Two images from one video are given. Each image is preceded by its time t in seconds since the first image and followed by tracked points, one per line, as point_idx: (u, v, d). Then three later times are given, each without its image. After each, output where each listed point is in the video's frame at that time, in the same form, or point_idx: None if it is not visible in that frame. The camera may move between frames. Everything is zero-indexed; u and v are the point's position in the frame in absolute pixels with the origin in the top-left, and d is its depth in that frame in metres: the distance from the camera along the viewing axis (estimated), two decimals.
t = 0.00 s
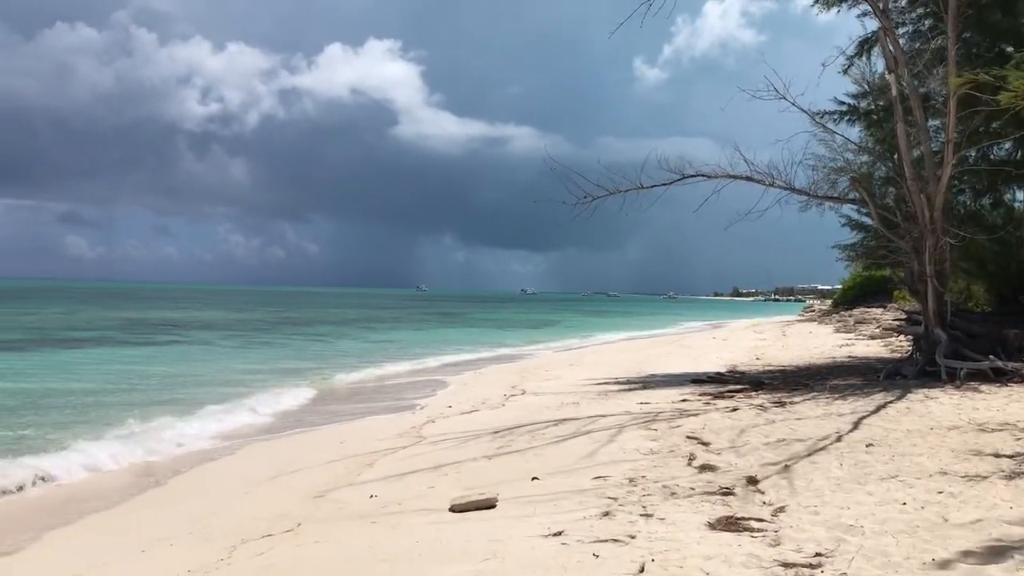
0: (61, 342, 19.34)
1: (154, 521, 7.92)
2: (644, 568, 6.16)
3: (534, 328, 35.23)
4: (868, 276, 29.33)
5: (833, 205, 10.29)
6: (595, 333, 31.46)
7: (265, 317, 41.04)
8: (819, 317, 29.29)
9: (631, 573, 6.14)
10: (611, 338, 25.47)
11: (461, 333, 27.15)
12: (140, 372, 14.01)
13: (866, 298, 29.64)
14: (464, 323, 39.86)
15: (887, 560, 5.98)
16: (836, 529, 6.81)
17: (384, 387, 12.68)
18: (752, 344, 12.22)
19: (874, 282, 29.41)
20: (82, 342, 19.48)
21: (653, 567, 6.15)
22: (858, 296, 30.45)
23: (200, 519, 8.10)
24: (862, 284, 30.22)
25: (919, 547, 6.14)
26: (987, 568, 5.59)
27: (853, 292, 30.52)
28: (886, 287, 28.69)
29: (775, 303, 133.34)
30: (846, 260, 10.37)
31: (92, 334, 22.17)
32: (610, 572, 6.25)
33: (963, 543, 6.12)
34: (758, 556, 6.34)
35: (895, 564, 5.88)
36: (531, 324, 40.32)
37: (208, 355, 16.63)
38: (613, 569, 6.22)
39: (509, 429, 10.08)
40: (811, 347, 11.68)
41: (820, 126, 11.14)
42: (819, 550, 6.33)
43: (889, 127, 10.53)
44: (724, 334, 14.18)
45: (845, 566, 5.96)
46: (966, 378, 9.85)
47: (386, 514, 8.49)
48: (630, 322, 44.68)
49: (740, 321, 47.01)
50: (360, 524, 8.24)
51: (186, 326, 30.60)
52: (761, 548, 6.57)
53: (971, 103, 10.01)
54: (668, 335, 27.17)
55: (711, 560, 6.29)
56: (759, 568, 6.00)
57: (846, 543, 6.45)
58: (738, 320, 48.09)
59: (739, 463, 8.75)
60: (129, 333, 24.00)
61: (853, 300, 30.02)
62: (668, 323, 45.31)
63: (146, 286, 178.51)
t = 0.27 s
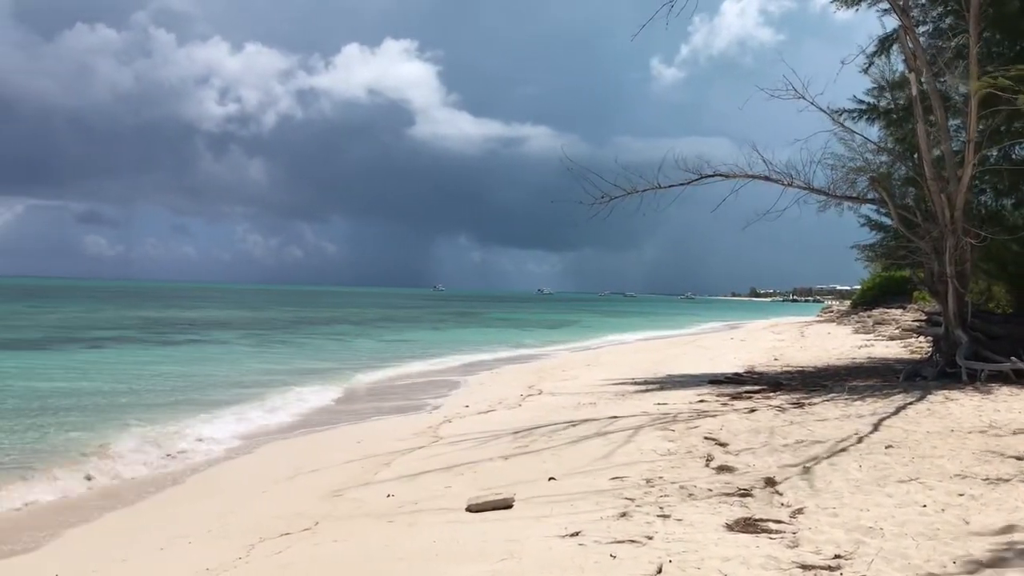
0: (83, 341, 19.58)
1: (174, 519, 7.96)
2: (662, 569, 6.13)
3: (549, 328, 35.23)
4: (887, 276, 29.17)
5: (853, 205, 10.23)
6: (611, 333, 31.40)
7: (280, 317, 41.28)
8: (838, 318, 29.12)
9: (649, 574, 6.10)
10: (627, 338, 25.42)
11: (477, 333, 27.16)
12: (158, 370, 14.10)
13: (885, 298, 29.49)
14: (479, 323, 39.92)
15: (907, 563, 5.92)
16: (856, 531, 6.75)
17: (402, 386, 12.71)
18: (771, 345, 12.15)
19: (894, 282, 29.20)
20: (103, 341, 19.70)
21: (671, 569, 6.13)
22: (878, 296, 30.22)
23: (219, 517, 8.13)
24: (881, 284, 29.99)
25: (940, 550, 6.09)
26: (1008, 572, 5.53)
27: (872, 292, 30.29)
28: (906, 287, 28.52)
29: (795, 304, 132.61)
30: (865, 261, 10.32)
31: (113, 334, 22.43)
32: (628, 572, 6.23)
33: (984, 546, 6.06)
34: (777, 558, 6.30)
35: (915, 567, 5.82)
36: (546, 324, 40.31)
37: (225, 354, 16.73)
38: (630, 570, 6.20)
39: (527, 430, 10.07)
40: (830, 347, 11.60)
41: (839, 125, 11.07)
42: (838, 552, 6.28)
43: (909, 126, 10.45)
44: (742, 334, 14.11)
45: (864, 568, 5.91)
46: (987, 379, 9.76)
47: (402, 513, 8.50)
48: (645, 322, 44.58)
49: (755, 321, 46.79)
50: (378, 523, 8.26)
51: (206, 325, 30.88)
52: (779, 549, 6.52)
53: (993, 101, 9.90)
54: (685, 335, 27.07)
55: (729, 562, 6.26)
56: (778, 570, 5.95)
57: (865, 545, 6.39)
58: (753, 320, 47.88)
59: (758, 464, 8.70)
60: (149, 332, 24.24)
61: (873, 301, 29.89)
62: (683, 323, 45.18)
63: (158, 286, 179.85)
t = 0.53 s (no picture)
0: (104, 342, 19.82)
1: (192, 519, 7.99)
2: (679, 571, 6.10)
3: (564, 329, 35.23)
4: (905, 277, 28.98)
5: (870, 206, 10.19)
6: (626, 334, 31.36)
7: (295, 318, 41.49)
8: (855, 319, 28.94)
9: None
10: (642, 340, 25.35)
11: (492, 334, 27.19)
12: (175, 371, 14.21)
13: (902, 300, 29.31)
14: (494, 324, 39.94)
15: (926, 566, 5.87)
16: (873, 535, 6.69)
17: (418, 387, 12.73)
18: (787, 347, 12.10)
19: (912, 283, 29.00)
20: (122, 342, 19.92)
21: (687, 571, 6.10)
22: (896, 297, 30.02)
23: (237, 517, 8.16)
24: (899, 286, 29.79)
25: (959, 554, 6.04)
26: None
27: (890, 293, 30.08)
28: (925, 289, 28.31)
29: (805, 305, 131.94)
30: (883, 262, 10.28)
31: (134, 335, 22.69)
32: (644, 574, 6.22)
33: (1004, 550, 6.00)
34: (794, 560, 6.25)
35: (934, 571, 5.77)
36: (560, 325, 40.30)
37: (242, 354, 16.84)
38: (646, 572, 6.18)
39: (544, 431, 10.07)
40: (847, 349, 11.55)
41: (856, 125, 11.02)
42: (855, 555, 6.23)
43: (928, 127, 10.38)
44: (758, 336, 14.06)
45: (882, 572, 5.86)
46: (1006, 381, 9.66)
47: (418, 514, 8.52)
48: (659, 323, 44.48)
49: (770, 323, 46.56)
50: (393, 523, 8.27)
51: (224, 326, 31.15)
52: (796, 552, 6.47)
53: (1013, 101, 9.81)
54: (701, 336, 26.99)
55: (746, 564, 6.23)
56: (795, 573, 5.91)
57: (883, 549, 6.34)
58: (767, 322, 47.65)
59: (774, 466, 8.65)
60: (168, 333, 24.46)
61: (890, 302, 29.72)
62: (697, 324, 45.05)
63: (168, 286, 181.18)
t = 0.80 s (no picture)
0: (124, 343, 20.08)
1: (208, 520, 8.01)
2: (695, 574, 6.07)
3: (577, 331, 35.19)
4: (923, 280, 28.77)
5: (887, 208, 10.14)
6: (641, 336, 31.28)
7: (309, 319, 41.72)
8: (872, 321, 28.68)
9: None
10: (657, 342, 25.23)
11: (506, 336, 27.21)
12: (192, 373, 14.31)
13: (920, 302, 29.09)
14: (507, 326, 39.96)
15: (944, 571, 5.81)
16: (890, 539, 6.60)
17: (434, 389, 12.75)
18: (804, 349, 12.04)
19: (930, 286, 28.78)
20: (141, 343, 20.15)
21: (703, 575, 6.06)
22: (913, 298, 29.78)
23: (253, 518, 8.17)
24: (917, 288, 29.53)
25: (977, 559, 5.97)
26: None
27: (908, 295, 29.81)
28: (943, 291, 28.06)
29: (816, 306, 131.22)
30: (900, 264, 10.22)
31: (154, 336, 23.00)
32: None
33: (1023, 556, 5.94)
34: (810, 564, 6.18)
35: None
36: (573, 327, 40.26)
37: (258, 356, 16.97)
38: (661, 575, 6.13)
39: (559, 434, 10.06)
40: (864, 352, 11.49)
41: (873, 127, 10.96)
42: (872, 560, 6.16)
43: (946, 128, 10.31)
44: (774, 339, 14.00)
45: None
46: None
47: (433, 516, 8.52)
48: (673, 326, 44.30)
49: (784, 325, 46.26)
50: (408, 525, 8.27)
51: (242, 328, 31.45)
52: (812, 556, 6.38)
53: None
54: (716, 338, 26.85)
55: (761, 568, 6.19)
56: None
57: (901, 553, 6.26)
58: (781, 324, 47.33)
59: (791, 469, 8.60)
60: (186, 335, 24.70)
61: (907, 305, 29.52)
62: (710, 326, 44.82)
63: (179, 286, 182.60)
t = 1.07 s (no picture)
0: (142, 345, 20.29)
1: (224, 522, 8.01)
2: None
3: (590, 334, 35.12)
4: (940, 283, 28.55)
5: (904, 210, 10.09)
6: (654, 339, 31.16)
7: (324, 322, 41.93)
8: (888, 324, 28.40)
9: None
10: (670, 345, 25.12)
11: (519, 339, 27.19)
12: (208, 375, 14.41)
13: (938, 305, 28.86)
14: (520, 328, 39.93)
15: None
16: (908, 543, 6.54)
17: (449, 392, 12.75)
18: (820, 353, 11.98)
19: (948, 288, 28.54)
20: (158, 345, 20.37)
21: None
22: (931, 301, 29.55)
23: (269, 520, 8.16)
24: (935, 291, 29.25)
25: (997, 564, 5.92)
26: None
27: (925, 298, 29.54)
28: (961, 294, 27.82)
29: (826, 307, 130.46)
30: (917, 267, 10.15)
31: (172, 338, 23.24)
32: None
33: None
34: (828, 568, 6.13)
35: None
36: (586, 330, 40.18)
37: (273, 358, 17.06)
38: None
39: (573, 437, 10.05)
40: (882, 355, 11.42)
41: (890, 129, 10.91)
42: (891, 564, 6.11)
43: (964, 130, 10.24)
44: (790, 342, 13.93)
45: None
46: None
47: (449, 519, 8.30)
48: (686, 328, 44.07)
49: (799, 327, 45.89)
50: (424, 528, 8.11)
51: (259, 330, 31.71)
52: (830, 560, 6.32)
53: None
54: (730, 341, 26.70)
55: (779, 573, 6.13)
56: None
57: (919, 557, 6.20)
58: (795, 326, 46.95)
59: (808, 473, 8.53)
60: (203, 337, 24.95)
61: (925, 308, 29.30)
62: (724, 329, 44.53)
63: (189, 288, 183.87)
